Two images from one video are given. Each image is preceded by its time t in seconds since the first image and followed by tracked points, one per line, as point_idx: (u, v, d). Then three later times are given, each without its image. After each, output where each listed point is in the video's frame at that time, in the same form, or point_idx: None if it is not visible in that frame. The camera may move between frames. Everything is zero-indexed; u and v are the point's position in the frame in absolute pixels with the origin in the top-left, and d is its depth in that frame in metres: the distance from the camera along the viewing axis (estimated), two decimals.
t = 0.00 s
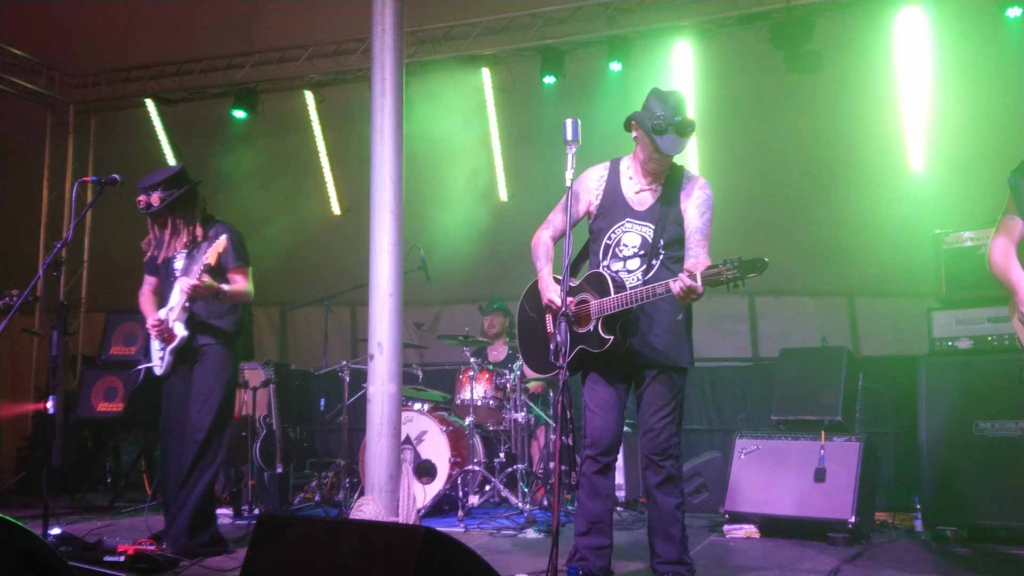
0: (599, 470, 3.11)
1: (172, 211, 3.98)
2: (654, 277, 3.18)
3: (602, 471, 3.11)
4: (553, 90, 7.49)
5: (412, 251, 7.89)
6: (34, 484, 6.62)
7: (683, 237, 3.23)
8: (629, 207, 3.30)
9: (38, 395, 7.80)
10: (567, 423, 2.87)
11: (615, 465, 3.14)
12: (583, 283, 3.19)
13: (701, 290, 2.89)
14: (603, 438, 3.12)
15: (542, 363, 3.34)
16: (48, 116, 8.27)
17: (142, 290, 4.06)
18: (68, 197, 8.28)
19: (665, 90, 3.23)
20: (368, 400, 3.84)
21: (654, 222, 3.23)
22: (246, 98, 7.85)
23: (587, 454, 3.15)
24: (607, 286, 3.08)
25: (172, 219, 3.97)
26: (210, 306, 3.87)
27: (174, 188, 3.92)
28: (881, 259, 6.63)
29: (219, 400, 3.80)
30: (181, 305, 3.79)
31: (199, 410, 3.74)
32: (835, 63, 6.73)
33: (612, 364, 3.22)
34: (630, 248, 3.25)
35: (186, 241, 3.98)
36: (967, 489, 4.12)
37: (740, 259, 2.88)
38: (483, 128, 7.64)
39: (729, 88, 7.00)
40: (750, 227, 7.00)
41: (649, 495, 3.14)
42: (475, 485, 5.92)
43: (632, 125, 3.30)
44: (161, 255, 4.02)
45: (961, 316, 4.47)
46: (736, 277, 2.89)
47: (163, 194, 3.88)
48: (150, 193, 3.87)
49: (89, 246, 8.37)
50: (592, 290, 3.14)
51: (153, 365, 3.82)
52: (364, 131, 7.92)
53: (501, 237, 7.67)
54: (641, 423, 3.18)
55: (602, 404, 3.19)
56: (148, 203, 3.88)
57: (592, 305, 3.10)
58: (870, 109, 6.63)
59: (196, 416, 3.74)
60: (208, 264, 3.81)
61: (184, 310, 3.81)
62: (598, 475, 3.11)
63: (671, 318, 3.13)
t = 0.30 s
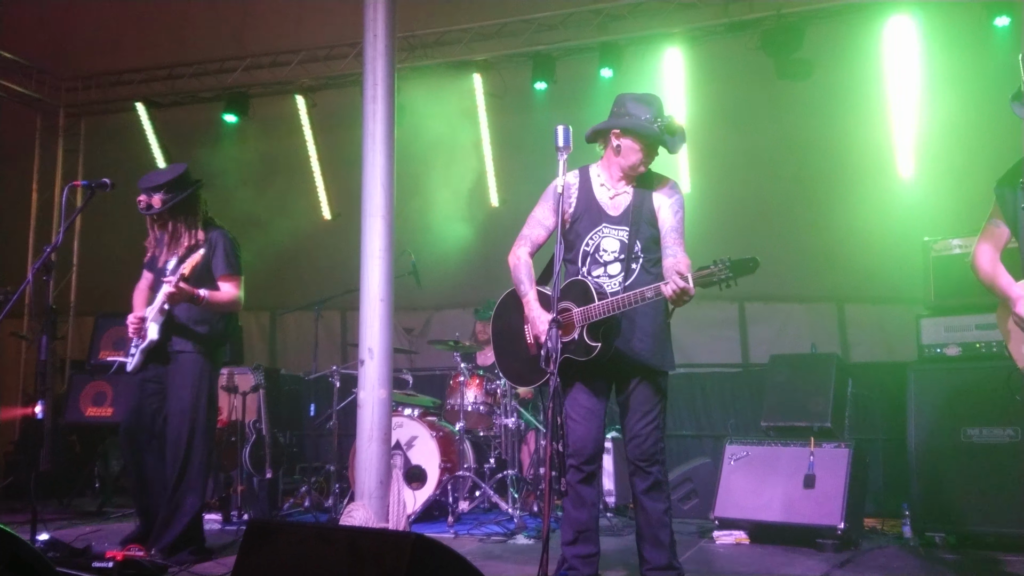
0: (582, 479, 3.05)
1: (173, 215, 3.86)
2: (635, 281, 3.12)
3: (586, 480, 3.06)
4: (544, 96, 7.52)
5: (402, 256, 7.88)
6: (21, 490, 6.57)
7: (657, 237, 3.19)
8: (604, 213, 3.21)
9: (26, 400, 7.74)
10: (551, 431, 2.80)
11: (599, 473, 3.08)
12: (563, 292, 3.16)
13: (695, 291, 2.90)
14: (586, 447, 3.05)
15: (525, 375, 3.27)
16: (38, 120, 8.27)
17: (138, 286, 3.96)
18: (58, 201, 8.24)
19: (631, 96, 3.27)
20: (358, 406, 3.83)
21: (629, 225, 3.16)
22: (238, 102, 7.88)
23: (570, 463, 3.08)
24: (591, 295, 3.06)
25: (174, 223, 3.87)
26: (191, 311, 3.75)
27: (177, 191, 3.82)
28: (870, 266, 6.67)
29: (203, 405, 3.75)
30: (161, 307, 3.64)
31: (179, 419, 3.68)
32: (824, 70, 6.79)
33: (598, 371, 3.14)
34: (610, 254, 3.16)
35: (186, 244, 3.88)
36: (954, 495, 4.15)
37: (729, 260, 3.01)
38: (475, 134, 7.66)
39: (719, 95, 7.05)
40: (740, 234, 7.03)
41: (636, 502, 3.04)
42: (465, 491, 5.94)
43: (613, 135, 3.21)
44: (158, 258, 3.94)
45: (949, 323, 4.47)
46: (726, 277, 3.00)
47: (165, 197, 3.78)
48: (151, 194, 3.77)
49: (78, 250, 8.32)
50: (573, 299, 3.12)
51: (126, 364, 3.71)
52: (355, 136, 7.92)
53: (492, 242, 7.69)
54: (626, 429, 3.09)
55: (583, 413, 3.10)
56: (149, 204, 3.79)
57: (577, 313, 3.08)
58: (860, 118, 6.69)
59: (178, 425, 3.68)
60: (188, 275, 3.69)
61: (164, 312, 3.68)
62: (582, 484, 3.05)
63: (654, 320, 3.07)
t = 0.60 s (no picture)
0: (571, 485, 2.99)
1: (164, 220, 3.85)
2: (619, 286, 3.14)
3: (574, 485, 3.00)
4: (534, 100, 7.55)
5: (392, 260, 7.87)
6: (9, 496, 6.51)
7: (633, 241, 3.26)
8: (587, 217, 3.20)
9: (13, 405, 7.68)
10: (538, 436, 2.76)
11: (587, 478, 3.03)
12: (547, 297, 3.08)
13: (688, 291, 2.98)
14: (573, 452, 3.00)
15: (507, 381, 3.15)
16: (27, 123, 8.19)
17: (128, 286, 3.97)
18: (46, 205, 8.19)
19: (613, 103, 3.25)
20: (348, 410, 3.82)
21: (612, 229, 3.18)
22: (228, 105, 7.82)
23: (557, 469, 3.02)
24: (577, 299, 3.03)
25: (165, 228, 3.87)
26: (182, 318, 3.74)
27: (167, 196, 3.82)
28: (858, 270, 6.72)
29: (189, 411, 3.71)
30: (151, 312, 3.60)
31: (163, 426, 3.63)
32: (813, 76, 6.85)
33: (585, 372, 3.11)
34: (597, 257, 3.15)
35: (178, 249, 3.85)
36: (942, 496, 4.19)
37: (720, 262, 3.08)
38: (465, 138, 7.68)
39: (709, 100, 7.09)
40: (730, 238, 7.06)
41: (621, 505, 3.01)
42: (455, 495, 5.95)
43: (607, 143, 3.19)
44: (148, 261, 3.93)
45: (937, 326, 4.50)
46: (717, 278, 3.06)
47: (156, 202, 3.79)
48: (142, 200, 3.77)
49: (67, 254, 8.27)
50: (559, 303, 3.06)
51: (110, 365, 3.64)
52: (345, 140, 7.92)
53: (483, 246, 7.69)
54: (610, 434, 3.07)
55: (568, 418, 3.05)
56: (140, 209, 3.79)
57: (563, 316, 3.03)
58: (848, 123, 6.75)
59: (162, 433, 3.63)
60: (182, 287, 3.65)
61: (154, 317, 3.64)
62: (571, 489, 2.99)
63: (637, 325, 3.13)
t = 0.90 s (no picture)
0: (560, 491, 2.97)
1: (152, 224, 3.83)
2: (606, 292, 3.19)
3: (563, 491, 2.98)
4: (522, 106, 7.57)
5: (380, 265, 7.86)
6: None
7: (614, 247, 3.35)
8: (577, 224, 3.20)
9: None
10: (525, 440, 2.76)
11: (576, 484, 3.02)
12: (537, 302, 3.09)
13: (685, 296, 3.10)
14: (562, 458, 2.99)
15: (501, 387, 3.14)
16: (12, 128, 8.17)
17: (100, 289, 3.96)
18: (31, 210, 8.13)
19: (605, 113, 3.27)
20: (335, 416, 3.82)
21: (600, 236, 3.22)
22: (215, 111, 7.86)
23: (546, 475, 2.99)
24: (569, 304, 3.07)
25: (153, 232, 3.84)
26: (167, 323, 3.73)
27: (155, 201, 3.80)
28: (843, 275, 6.78)
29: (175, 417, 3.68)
30: (138, 318, 3.63)
31: (149, 432, 3.60)
32: (797, 81, 6.94)
33: (574, 379, 3.11)
34: (586, 264, 3.18)
35: (167, 253, 3.83)
36: (926, 498, 4.23)
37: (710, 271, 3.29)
38: (453, 143, 7.70)
39: (695, 105, 7.14)
40: (717, 242, 7.09)
41: (607, 510, 3.01)
42: (443, 500, 5.95)
43: (602, 153, 3.22)
44: (129, 264, 3.91)
45: (921, 331, 4.54)
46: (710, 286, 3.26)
47: (145, 206, 3.76)
48: (130, 203, 3.74)
49: (51, 259, 8.21)
50: (551, 308, 3.07)
51: (89, 370, 3.66)
52: (333, 145, 7.91)
53: (471, 250, 7.69)
54: (595, 437, 3.08)
55: (555, 422, 3.05)
56: (126, 213, 3.76)
57: (554, 322, 3.04)
58: (832, 129, 6.83)
59: (148, 440, 3.60)
60: (180, 290, 3.63)
61: (140, 322, 3.66)
62: (559, 495, 2.98)
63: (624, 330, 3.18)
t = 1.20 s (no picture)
0: (551, 495, 2.97)
1: (122, 228, 3.78)
2: (602, 297, 3.19)
3: (555, 495, 2.98)
4: (511, 110, 7.58)
5: (369, 270, 7.84)
6: None
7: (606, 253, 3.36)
8: (575, 228, 3.21)
9: None
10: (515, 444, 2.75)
11: (567, 488, 3.02)
12: (533, 304, 3.11)
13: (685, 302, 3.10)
14: (555, 462, 2.99)
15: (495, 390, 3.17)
16: None
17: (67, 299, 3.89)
18: (17, 215, 8.08)
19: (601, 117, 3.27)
20: (323, 421, 3.80)
21: (597, 240, 3.23)
22: (202, 115, 7.84)
23: (538, 479, 2.99)
24: (568, 307, 3.09)
25: (122, 235, 3.78)
26: (147, 327, 3.69)
27: (124, 204, 3.75)
28: (830, 279, 6.83)
29: (161, 423, 3.66)
30: (122, 325, 3.58)
31: (136, 437, 3.57)
32: (785, 86, 6.98)
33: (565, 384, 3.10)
34: (583, 267, 3.18)
35: (139, 256, 3.77)
36: (913, 501, 4.26)
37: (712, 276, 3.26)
38: (442, 147, 7.71)
39: (683, 110, 7.17)
40: (705, 246, 7.13)
41: (599, 515, 3.01)
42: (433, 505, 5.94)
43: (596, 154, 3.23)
44: (98, 270, 3.86)
45: (909, 334, 4.55)
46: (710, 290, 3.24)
47: (115, 210, 3.71)
48: (100, 206, 3.67)
49: (38, 264, 8.16)
50: (546, 311, 3.09)
51: (72, 382, 3.59)
52: (321, 149, 7.89)
53: (460, 254, 7.68)
54: (587, 443, 3.07)
55: (550, 426, 3.04)
56: (95, 217, 3.68)
57: (549, 325, 3.05)
58: (819, 133, 6.88)
59: (136, 447, 3.57)
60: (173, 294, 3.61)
61: (123, 329, 3.61)
62: (551, 499, 2.97)
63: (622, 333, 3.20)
